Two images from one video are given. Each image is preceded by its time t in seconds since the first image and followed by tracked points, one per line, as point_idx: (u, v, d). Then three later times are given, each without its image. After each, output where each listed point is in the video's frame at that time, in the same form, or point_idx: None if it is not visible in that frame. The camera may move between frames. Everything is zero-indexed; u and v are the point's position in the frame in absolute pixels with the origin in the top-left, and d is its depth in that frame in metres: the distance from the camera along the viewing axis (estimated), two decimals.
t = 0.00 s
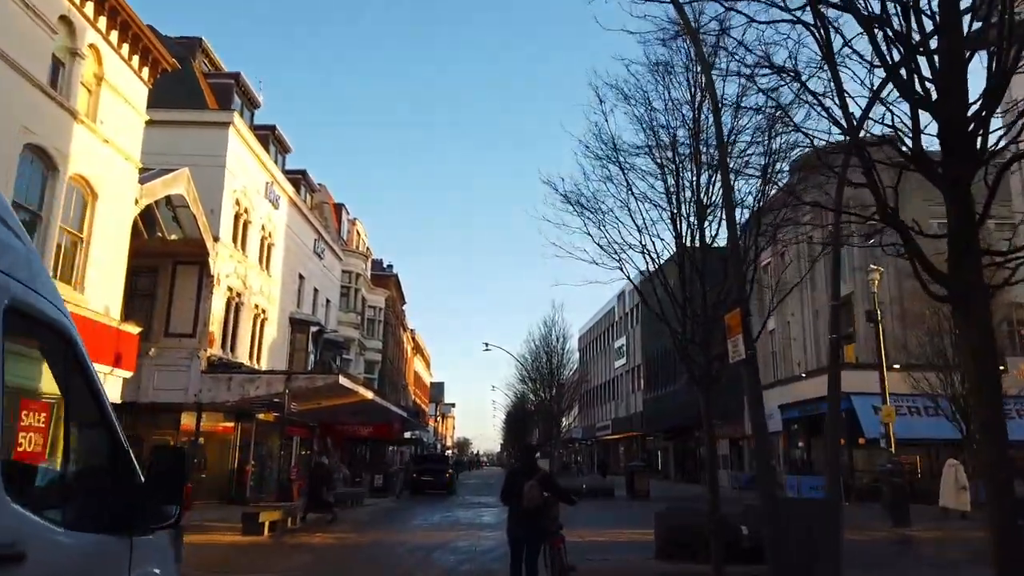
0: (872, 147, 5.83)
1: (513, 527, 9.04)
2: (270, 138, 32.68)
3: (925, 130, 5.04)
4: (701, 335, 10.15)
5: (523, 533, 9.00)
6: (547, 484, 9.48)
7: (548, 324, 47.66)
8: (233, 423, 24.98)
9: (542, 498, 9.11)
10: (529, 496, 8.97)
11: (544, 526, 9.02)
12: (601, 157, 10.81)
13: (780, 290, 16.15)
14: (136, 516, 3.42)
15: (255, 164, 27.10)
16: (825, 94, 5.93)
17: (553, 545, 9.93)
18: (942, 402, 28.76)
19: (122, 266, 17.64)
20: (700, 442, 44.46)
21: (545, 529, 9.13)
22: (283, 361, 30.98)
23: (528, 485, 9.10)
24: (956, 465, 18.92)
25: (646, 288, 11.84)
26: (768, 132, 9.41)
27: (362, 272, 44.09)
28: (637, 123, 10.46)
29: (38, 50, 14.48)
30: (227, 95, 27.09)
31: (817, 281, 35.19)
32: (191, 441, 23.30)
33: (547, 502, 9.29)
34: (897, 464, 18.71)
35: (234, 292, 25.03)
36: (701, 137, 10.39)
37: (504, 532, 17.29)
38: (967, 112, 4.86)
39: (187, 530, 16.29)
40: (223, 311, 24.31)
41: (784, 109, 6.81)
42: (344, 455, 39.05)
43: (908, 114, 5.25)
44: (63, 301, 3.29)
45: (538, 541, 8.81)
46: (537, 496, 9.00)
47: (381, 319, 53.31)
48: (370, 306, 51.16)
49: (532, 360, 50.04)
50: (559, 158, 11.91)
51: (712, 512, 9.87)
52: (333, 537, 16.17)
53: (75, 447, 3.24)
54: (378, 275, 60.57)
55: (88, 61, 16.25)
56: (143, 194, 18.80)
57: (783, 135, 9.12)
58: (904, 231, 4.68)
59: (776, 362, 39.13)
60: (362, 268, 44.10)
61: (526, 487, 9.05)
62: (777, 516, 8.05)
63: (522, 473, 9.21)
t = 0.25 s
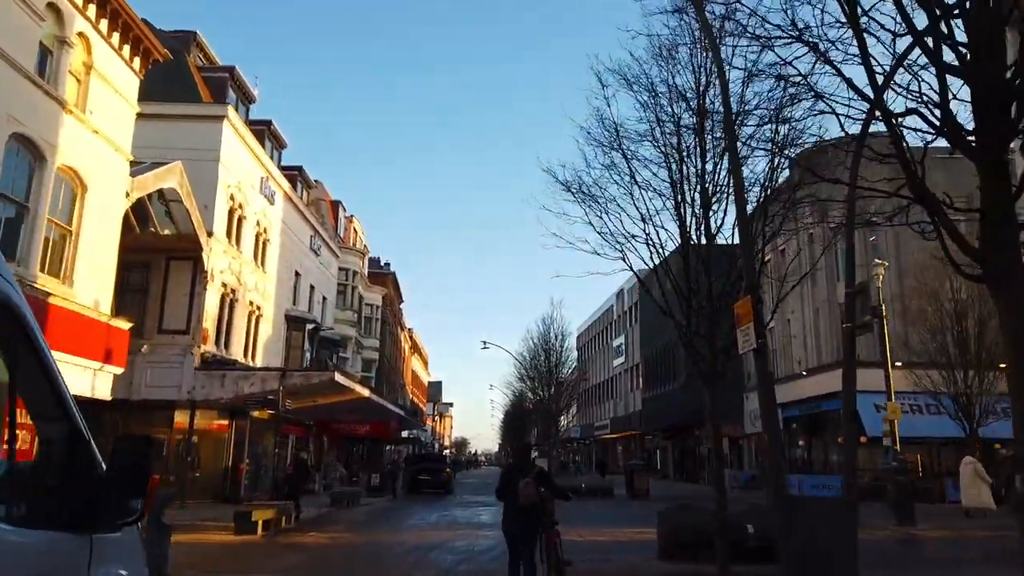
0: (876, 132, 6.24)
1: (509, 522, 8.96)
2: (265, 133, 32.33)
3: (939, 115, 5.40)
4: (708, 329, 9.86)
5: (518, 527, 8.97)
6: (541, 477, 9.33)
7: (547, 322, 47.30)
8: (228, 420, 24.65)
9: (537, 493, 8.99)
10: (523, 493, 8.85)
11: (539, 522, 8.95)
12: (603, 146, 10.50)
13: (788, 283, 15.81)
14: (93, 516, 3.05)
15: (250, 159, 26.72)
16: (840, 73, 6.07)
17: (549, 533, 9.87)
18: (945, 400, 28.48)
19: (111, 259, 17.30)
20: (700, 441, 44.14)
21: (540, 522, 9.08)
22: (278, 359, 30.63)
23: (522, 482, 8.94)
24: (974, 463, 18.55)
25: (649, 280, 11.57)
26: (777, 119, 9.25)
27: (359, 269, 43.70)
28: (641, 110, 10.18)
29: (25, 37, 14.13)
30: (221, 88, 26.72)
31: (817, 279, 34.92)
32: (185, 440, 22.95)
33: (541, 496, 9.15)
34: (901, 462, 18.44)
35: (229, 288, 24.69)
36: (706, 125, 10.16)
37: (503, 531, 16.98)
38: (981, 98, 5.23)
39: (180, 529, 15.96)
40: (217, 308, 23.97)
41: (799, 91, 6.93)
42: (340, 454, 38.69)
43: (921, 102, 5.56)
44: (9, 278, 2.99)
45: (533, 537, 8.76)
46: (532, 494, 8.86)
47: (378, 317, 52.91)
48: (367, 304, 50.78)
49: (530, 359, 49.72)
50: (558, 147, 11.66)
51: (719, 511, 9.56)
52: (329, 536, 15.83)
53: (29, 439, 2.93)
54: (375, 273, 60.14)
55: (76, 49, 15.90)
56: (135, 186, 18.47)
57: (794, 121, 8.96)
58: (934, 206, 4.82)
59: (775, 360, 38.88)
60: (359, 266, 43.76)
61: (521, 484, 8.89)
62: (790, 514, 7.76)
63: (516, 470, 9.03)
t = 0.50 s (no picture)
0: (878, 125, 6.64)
1: (506, 526, 8.77)
2: (261, 131, 32.00)
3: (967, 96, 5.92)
4: (712, 327, 9.55)
5: (515, 532, 8.77)
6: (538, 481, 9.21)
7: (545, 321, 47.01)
8: (222, 421, 24.37)
9: (535, 496, 8.85)
10: (522, 496, 8.71)
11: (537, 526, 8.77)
12: (605, 140, 10.24)
13: (791, 282, 15.55)
14: (51, 529, 2.80)
15: (245, 156, 26.41)
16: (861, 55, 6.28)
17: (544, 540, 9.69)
18: (946, 400, 28.26)
19: (102, 257, 16.98)
20: (699, 441, 43.90)
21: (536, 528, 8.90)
22: (274, 359, 30.31)
23: (520, 485, 8.82)
24: (989, 464, 18.30)
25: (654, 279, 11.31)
26: (784, 110, 9.06)
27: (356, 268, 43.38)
28: (644, 101, 9.92)
29: (12, 29, 13.81)
30: (216, 85, 26.40)
31: (818, 278, 34.67)
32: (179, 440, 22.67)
33: (538, 500, 9.01)
34: (905, 463, 18.18)
35: (223, 287, 24.38)
36: (711, 117, 9.93)
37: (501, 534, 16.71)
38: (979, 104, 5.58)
39: (171, 532, 15.66)
40: (211, 307, 23.66)
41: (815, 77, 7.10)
42: (337, 454, 38.38)
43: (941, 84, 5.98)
44: None
45: (531, 541, 8.57)
46: (530, 497, 8.70)
47: (376, 315, 52.61)
48: (365, 303, 50.49)
49: (528, 358, 49.44)
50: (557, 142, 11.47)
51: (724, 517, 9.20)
52: (325, 539, 15.56)
53: None
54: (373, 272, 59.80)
55: (66, 43, 15.59)
56: (127, 183, 18.15)
57: (802, 111, 8.77)
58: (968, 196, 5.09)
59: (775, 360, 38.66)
60: (356, 265, 43.43)
61: (520, 487, 8.75)
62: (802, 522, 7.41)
63: (515, 473, 8.93)
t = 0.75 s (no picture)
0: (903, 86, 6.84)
1: (501, 517, 9.21)
2: (256, 125, 31.62)
3: (993, 58, 6.42)
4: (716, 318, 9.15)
5: (509, 524, 9.20)
6: (531, 477, 9.65)
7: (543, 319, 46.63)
8: (215, 418, 24.07)
9: (528, 490, 9.31)
10: (515, 488, 9.17)
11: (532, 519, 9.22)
12: (605, 125, 9.90)
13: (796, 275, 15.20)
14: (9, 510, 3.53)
15: (239, 150, 26.03)
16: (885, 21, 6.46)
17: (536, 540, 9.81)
18: (948, 397, 27.98)
19: (89, 250, 16.62)
20: (698, 439, 43.55)
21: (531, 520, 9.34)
22: (269, 355, 29.94)
23: (513, 477, 9.30)
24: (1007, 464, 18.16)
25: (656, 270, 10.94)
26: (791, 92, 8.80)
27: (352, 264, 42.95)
28: (646, 84, 9.61)
29: None
30: (209, 77, 26.01)
31: (818, 274, 34.37)
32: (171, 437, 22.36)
33: (531, 494, 9.47)
34: (910, 460, 17.88)
35: (216, 282, 23.98)
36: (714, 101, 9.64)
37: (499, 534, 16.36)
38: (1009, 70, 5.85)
39: (160, 532, 15.30)
40: (204, 302, 23.26)
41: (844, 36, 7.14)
42: (333, 453, 38.03)
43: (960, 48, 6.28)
44: None
45: (525, 530, 9.04)
46: (524, 488, 9.15)
47: (373, 313, 52.21)
48: (361, 300, 50.07)
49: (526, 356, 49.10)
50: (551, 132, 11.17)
51: (727, 515, 8.93)
52: (318, 538, 15.22)
53: None
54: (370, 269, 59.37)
55: (52, 30, 15.23)
56: (116, 174, 17.78)
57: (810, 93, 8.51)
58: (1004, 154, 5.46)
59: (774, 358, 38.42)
60: (352, 262, 43.05)
61: (513, 479, 9.21)
62: (813, 517, 7.09)
63: (509, 466, 9.41)
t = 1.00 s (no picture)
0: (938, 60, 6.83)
1: (494, 523, 9.37)
2: (251, 122, 31.27)
3: None
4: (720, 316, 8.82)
5: (503, 530, 9.36)
6: (524, 482, 9.79)
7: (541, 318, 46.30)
8: (209, 419, 23.78)
9: (521, 496, 9.44)
10: (508, 495, 9.31)
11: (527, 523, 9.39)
12: (606, 116, 9.58)
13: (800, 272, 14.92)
14: None
15: (233, 147, 25.69)
16: None
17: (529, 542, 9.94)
18: (950, 396, 27.73)
19: (78, 247, 16.29)
20: (698, 439, 43.28)
21: (525, 524, 9.51)
22: (264, 355, 29.60)
23: (506, 484, 9.43)
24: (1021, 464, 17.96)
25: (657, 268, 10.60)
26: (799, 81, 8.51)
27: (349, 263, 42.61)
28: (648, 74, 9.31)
29: None
30: (203, 74, 25.67)
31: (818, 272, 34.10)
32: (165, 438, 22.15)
33: (524, 499, 9.59)
34: (915, 460, 17.63)
35: (209, 280, 23.62)
36: (718, 91, 9.34)
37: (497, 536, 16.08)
38: None
39: (150, 535, 15.00)
40: (197, 301, 22.91)
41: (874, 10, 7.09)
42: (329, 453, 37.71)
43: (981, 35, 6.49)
44: None
45: (519, 536, 9.18)
46: (518, 495, 9.29)
47: (370, 312, 51.91)
48: (358, 300, 49.72)
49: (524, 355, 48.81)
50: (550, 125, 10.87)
51: (734, 521, 8.61)
52: (312, 541, 14.94)
53: None
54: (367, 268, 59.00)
55: (40, 23, 14.91)
56: (106, 170, 17.44)
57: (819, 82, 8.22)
58: None
59: (774, 357, 38.13)
60: (349, 260, 42.72)
61: (506, 486, 9.34)
62: (826, 525, 6.71)
63: (502, 474, 9.51)
